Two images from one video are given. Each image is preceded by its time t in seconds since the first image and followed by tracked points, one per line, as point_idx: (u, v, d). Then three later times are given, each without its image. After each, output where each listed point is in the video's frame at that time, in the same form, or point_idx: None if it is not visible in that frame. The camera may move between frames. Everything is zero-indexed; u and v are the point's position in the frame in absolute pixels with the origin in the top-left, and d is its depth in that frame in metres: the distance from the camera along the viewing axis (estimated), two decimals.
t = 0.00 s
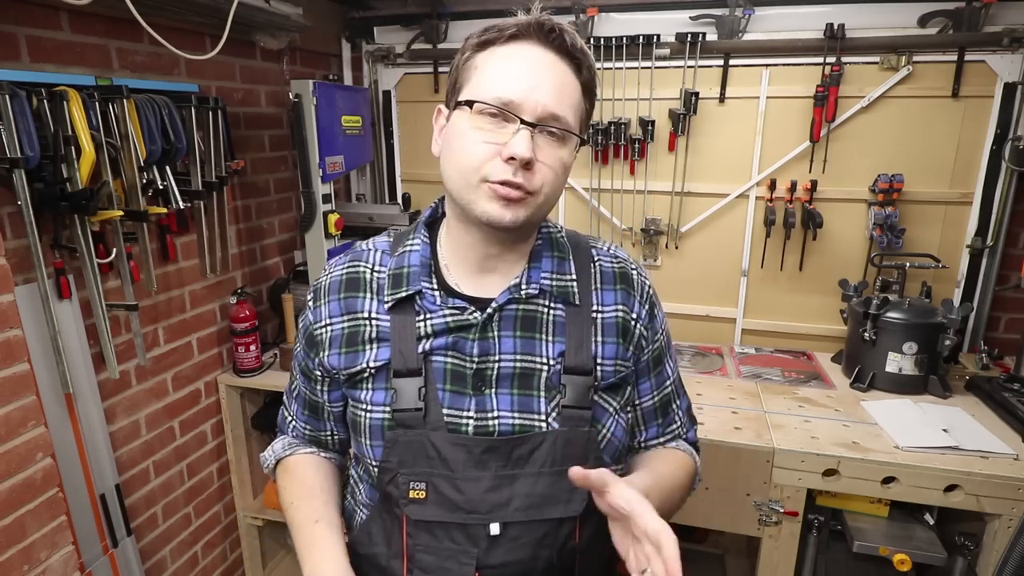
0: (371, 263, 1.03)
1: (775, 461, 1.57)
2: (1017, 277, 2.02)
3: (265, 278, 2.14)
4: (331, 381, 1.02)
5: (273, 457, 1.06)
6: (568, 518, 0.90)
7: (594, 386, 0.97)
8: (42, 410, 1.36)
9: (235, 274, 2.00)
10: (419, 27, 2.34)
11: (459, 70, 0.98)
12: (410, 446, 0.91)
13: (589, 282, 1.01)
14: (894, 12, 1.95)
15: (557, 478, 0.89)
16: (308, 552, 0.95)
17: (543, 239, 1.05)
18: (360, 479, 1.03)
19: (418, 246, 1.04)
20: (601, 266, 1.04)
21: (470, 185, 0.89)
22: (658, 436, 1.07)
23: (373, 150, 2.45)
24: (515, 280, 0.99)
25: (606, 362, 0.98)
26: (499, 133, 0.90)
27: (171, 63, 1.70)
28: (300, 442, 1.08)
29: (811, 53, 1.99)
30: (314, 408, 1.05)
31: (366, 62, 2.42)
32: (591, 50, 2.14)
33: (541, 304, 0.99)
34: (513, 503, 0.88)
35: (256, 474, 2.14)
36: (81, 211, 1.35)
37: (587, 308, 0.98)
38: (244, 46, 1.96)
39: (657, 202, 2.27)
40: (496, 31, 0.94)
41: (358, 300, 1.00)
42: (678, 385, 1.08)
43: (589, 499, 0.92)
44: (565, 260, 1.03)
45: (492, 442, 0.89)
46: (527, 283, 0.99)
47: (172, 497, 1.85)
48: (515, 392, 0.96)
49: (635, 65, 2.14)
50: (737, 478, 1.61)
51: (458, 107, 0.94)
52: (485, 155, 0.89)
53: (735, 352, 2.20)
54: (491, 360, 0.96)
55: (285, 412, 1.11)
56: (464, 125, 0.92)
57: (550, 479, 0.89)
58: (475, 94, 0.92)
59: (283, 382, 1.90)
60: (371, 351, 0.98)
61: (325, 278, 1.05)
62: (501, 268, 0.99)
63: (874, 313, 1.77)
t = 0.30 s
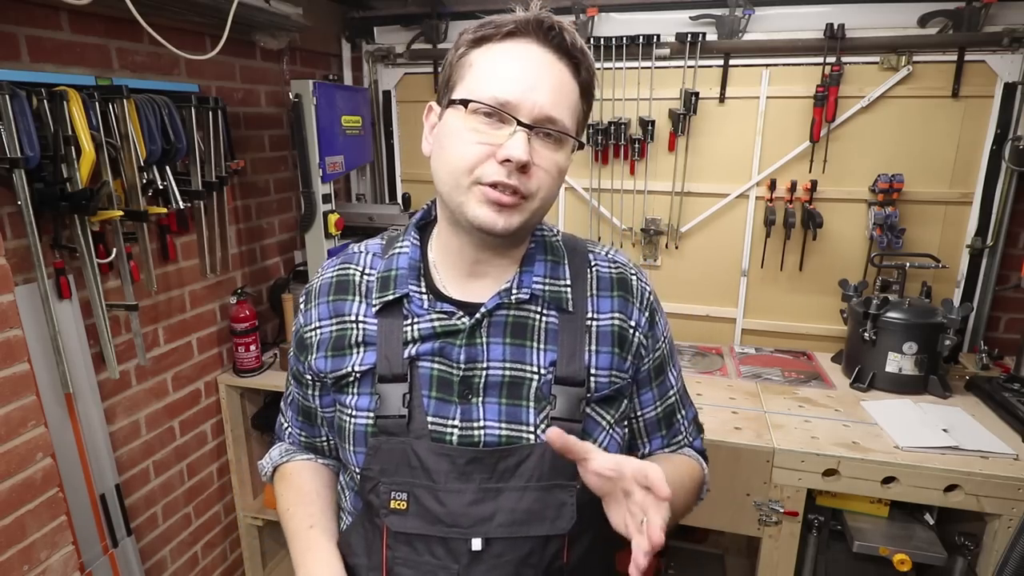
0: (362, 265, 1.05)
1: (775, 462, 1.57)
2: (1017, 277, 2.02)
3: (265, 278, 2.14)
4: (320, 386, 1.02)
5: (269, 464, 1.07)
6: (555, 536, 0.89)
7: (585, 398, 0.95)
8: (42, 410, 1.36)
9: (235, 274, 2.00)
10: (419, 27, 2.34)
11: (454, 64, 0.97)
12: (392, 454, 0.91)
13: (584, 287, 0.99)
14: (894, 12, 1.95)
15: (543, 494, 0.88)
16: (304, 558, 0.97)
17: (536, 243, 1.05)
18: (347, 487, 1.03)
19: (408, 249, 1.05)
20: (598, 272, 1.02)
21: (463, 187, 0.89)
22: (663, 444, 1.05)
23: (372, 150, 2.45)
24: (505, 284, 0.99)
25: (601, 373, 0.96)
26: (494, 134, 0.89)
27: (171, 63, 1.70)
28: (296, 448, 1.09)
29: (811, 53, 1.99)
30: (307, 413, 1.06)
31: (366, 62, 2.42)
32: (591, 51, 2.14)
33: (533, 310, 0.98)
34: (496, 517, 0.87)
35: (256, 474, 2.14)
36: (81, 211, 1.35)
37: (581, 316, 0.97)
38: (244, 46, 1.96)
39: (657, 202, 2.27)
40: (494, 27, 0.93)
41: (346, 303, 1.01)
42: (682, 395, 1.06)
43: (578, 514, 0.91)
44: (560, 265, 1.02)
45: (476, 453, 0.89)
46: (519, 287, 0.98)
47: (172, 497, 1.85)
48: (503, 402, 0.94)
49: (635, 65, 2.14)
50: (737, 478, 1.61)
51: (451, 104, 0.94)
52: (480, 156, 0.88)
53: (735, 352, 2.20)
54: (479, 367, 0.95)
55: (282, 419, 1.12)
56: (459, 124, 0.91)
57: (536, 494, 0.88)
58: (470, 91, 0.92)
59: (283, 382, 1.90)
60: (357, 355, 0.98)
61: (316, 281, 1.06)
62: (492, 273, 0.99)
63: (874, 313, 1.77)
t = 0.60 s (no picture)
0: (360, 269, 1.05)
1: (775, 461, 1.57)
2: (1017, 277, 2.02)
3: (265, 278, 2.14)
4: (317, 390, 1.02)
5: (267, 468, 1.08)
6: (553, 548, 0.88)
7: (586, 408, 0.94)
8: (42, 410, 1.36)
9: (235, 274, 2.00)
10: (419, 27, 2.34)
11: (438, 64, 0.98)
12: (388, 461, 0.91)
13: (586, 293, 0.99)
14: (894, 12, 1.95)
15: (541, 505, 0.88)
16: (298, 564, 0.97)
17: (537, 246, 1.04)
18: (343, 493, 1.03)
19: (406, 252, 1.05)
20: (600, 277, 1.01)
21: (452, 187, 0.89)
22: (663, 458, 1.04)
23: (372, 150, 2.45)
24: (505, 288, 0.99)
25: (602, 380, 0.96)
26: (479, 130, 0.89)
27: (172, 63, 1.70)
28: (295, 453, 1.09)
29: (811, 53, 1.99)
30: (304, 418, 1.06)
31: (366, 62, 2.42)
32: (591, 51, 2.14)
33: (533, 316, 0.98)
34: (493, 528, 0.87)
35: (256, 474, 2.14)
36: (81, 211, 1.35)
37: (581, 322, 0.96)
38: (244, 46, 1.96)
39: (657, 202, 2.27)
40: (473, 22, 0.94)
41: (344, 307, 1.01)
42: (685, 407, 1.05)
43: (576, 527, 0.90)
44: (561, 270, 1.01)
45: (472, 462, 0.89)
46: (518, 291, 0.98)
47: (172, 497, 1.85)
48: (501, 409, 0.94)
49: (635, 65, 2.14)
50: (737, 478, 1.61)
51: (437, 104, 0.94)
52: (466, 154, 0.88)
53: (735, 352, 2.20)
54: (478, 373, 0.95)
55: (280, 424, 1.13)
56: (444, 123, 0.92)
57: (534, 505, 0.88)
58: (453, 89, 0.92)
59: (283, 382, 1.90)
60: (353, 359, 0.98)
61: (315, 285, 1.07)
62: (491, 277, 0.99)
63: (874, 313, 1.77)
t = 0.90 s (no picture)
0: (373, 265, 1.05)
1: (775, 461, 1.57)
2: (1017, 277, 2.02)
3: (265, 278, 2.14)
4: (324, 385, 1.02)
5: (267, 464, 1.07)
6: (564, 548, 0.89)
7: (599, 408, 0.95)
8: (42, 410, 1.36)
9: (235, 274, 2.00)
10: (419, 27, 2.34)
11: (428, 77, 0.99)
12: (400, 459, 0.91)
13: (599, 296, 0.98)
14: (894, 12, 1.95)
15: (553, 504, 0.89)
16: (301, 559, 0.97)
17: (554, 249, 1.04)
18: (349, 491, 1.03)
19: (421, 250, 1.05)
20: (614, 280, 1.01)
21: (454, 195, 0.90)
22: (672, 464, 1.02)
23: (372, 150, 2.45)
24: (521, 289, 0.98)
25: (613, 381, 0.96)
26: (469, 136, 0.89)
27: (171, 63, 1.70)
28: (296, 449, 1.09)
29: (811, 53, 1.99)
30: (309, 414, 1.06)
31: (366, 62, 2.42)
32: (591, 51, 2.14)
33: (547, 318, 0.98)
34: (505, 527, 0.88)
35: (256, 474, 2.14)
36: (81, 211, 1.35)
37: (595, 324, 0.96)
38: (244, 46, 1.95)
39: (657, 202, 2.27)
40: (449, 31, 0.94)
41: (356, 302, 1.01)
42: (691, 414, 1.04)
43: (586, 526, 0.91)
44: (576, 273, 1.01)
45: (486, 462, 0.89)
46: (534, 293, 0.98)
47: (172, 497, 1.85)
48: (514, 409, 0.94)
49: (635, 65, 2.14)
50: (737, 478, 1.61)
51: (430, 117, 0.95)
52: (460, 163, 0.89)
53: (735, 352, 2.20)
54: (492, 373, 0.95)
55: (280, 418, 1.12)
56: (436, 135, 0.92)
57: (547, 505, 0.89)
58: (440, 99, 0.93)
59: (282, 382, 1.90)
60: (366, 356, 0.98)
61: (326, 279, 1.06)
62: (507, 278, 0.99)
63: (874, 313, 1.77)
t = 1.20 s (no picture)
0: (385, 264, 1.04)
1: (775, 462, 1.57)
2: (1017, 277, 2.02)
3: (265, 278, 2.14)
4: (336, 384, 1.02)
5: (277, 463, 1.06)
6: (576, 539, 0.91)
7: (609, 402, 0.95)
8: (42, 410, 1.36)
9: (235, 274, 2.00)
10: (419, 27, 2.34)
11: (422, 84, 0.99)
12: (416, 455, 0.92)
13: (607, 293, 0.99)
14: (894, 12, 1.95)
15: (565, 497, 0.90)
16: (317, 557, 0.97)
17: (563, 246, 1.03)
18: (361, 489, 1.03)
19: (433, 248, 1.05)
20: (621, 277, 1.01)
21: (460, 197, 0.90)
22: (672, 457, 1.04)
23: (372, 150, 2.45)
24: (532, 287, 0.98)
25: (623, 376, 0.96)
26: (468, 139, 0.89)
27: (171, 63, 1.71)
28: (306, 448, 1.08)
29: (811, 53, 1.99)
30: (319, 412, 1.05)
31: (366, 62, 2.43)
32: (591, 51, 2.14)
33: (558, 314, 0.98)
34: (517, 520, 0.89)
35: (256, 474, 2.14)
36: (81, 211, 1.36)
37: (605, 320, 0.97)
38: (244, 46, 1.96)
39: (657, 202, 2.27)
40: (438, 38, 0.94)
41: (369, 301, 1.01)
42: (695, 407, 1.04)
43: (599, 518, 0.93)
44: (584, 270, 1.01)
45: (501, 456, 0.89)
46: (545, 291, 0.97)
47: (172, 497, 1.85)
48: (527, 404, 0.94)
49: (635, 65, 2.14)
50: (736, 479, 1.61)
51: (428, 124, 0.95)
52: (464, 165, 0.89)
53: (735, 352, 2.20)
54: (504, 369, 0.95)
55: (289, 416, 1.11)
56: (436, 141, 0.92)
57: (558, 498, 0.90)
58: (436, 106, 0.93)
59: (282, 382, 1.90)
60: (379, 354, 0.97)
61: (337, 277, 1.06)
62: (518, 274, 0.99)
63: (874, 313, 1.77)
